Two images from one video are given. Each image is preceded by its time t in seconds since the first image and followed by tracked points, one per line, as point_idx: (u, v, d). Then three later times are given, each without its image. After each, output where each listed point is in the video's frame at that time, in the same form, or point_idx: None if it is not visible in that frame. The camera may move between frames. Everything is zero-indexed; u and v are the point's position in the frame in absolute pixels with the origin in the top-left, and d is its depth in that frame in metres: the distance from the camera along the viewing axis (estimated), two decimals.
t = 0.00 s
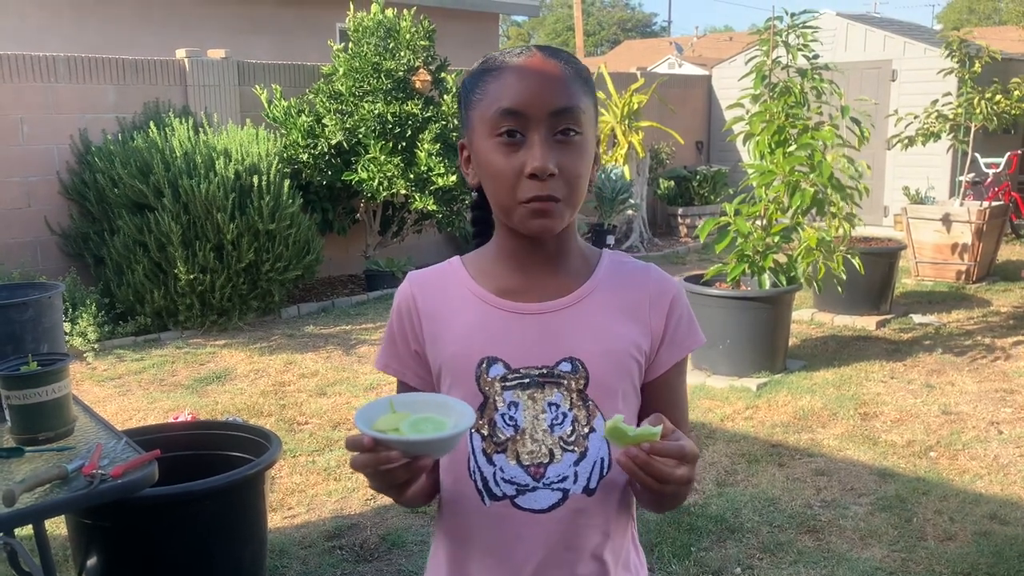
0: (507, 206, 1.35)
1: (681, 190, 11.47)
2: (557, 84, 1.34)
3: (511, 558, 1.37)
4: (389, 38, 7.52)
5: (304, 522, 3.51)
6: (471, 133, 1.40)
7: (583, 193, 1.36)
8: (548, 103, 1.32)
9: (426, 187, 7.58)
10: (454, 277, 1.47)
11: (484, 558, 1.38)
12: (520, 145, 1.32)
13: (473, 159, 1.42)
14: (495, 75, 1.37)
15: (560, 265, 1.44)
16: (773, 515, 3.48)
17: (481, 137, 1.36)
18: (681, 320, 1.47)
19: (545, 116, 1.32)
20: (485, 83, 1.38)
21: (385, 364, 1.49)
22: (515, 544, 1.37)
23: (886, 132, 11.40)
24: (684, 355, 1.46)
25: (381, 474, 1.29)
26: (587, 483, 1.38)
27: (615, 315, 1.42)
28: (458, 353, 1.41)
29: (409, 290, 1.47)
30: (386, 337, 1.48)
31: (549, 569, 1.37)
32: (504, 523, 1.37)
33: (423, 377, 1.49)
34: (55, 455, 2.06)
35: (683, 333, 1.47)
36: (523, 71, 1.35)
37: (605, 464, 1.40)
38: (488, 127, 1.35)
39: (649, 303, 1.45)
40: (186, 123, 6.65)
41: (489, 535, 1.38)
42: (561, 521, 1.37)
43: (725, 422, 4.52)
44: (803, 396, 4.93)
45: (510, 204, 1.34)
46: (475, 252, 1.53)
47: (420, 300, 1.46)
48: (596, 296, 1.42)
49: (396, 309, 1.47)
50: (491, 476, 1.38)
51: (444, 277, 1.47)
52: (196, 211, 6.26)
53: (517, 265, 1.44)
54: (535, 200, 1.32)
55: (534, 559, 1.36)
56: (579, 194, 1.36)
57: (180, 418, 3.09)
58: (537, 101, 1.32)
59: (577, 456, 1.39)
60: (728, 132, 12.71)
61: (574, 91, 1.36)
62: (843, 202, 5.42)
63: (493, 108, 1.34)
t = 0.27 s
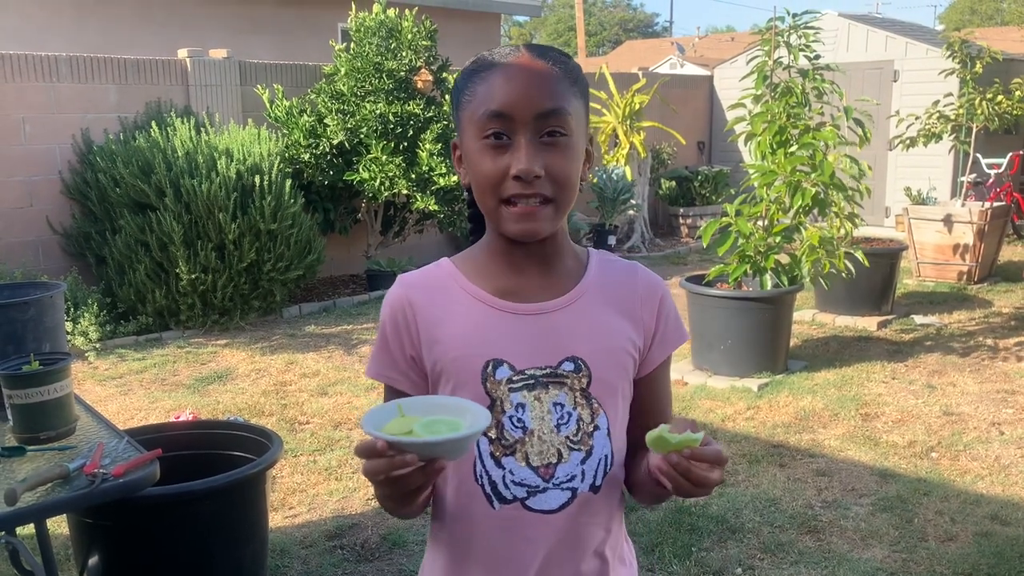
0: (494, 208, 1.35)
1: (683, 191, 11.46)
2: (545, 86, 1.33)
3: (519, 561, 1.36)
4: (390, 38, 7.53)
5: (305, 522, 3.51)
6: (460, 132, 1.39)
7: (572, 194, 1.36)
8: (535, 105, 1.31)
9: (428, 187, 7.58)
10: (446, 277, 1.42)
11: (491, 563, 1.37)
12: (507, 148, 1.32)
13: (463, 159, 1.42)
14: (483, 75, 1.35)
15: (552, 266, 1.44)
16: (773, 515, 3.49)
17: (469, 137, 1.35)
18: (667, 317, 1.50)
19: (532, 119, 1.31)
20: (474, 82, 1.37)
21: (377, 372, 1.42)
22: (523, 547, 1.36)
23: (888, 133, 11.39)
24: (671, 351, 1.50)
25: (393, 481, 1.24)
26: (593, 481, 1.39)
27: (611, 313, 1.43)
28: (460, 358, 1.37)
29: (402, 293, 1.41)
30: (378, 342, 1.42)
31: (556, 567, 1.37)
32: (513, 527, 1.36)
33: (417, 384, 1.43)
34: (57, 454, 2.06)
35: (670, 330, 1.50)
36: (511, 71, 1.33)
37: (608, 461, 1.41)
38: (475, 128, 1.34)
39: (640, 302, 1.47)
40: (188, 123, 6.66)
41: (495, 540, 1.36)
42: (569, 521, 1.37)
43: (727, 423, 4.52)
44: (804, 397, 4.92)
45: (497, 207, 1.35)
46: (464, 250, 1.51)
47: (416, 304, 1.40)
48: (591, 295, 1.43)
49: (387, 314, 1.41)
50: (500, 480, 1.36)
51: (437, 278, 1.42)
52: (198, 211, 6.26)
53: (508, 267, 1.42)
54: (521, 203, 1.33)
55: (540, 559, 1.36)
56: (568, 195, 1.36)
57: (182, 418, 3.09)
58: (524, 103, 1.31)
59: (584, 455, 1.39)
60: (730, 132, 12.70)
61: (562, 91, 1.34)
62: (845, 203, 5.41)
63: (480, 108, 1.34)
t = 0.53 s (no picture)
0: (490, 206, 1.33)
1: (684, 191, 11.46)
2: (541, 82, 1.32)
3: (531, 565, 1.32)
4: (392, 38, 7.53)
5: (305, 522, 3.51)
6: (453, 129, 1.37)
7: (568, 191, 1.36)
8: (532, 102, 1.30)
9: (429, 187, 7.58)
10: (445, 277, 1.34)
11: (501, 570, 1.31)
12: (504, 146, 1.30)
13: (456, 157, 1.39)
14: (477, 73, 1.33)
15: (546, 266, 1.43)
16: (774, 516, 3.49)
17: (463, 134, 1.33)
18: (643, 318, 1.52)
19: (529, 115, 1.30)
20: (468, 78, 1.34)
21: (373, 376, 1.30)
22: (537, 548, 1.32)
23: (889, 134, 11.38)
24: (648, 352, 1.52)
25: (406, 487, 1.12)
26: (598, 477, 1.40)
27: (604, 313, 1.44)
28: (469, 360, 1.30)
29: (402, 292, 1.31)
30: (375, 345, 1.30)
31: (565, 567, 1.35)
32: (525, 530, 1.32)
33: (415, 391, 1.32)
34: (59, 453, 2.06)
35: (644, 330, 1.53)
36: (506, 67, 1.32)
37: (608, 457, 1.43)
38: (470, 126, 1.32)
39: (625, 301, 1.49)
40: (190, 123, 6.66)
41: (506, 547, 1.31)
42: (579, 518, 1.36)
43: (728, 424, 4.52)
44: (805, 398, 4.92)
45: (493, 204, 1.33)
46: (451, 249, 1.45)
47: (420, 304, 1.31)
48: (584, 295, 1.43)
49: (385, 315, 1.30)
50: (516, 483, 1.32)
51: (434, 276, 1.34)
52: (200, 210, 6.27)
53: (504, 265, 1.38)
54: (518, 199, 1.31)
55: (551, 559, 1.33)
56: (564, 192, 1.36)
57: (183, 417, 3.10)
58: (521, 100, 1.30)
59: (589, 452, 1.39)
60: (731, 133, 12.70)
61: (556, 88, 1.34)
62: (846, 204, 5.40)
63: (475, 105, 1.31)
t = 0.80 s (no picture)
0: (491, 207, 1.26)
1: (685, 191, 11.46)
2: (536, 79, 1.27)
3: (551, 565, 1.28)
4: (393, 38, 7.53)
5: (305, 521, 3.51)
6: (447, 131, 1.30)
7: (568, 190, 1.30)
8: (530, 98, 1.25)
9: (429, 187, 7.58)
10: (451, 281, 1.26)
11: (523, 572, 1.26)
12: (504, 143, 1.24)
13: (450, 160, 1.32)
14: (470, 72, 1.28)
15: (543, 270, 1.37)
16: (774, 517, 3.48)
17: (459, 135, 1.27)
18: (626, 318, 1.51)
19: (529, 112, 1.24)
20: (462, 78, 1.29)
21: (385, 390, 1.19)
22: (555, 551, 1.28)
23: (890, 134, 11.37)
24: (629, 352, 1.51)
25: (463, 498, 1.01)
26: (606, 474, 1.38)
27: (599, 313, 1.41)
28: (486, 363, 1.23)
29: (412, 296, 1.21)
30: (388, 353, 1.19)
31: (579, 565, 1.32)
32: (547, 533, 1.27)
33: (427, 403, 1.22)
34: (58, 452, 2.06)
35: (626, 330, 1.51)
36: (501, 65, 1.27)
37: (612, 454, 1.41)
38: (467, 125, 1.25)
39: (613, 302, 1.47)
40: (190, 122, 6.66)
41: (528, 550, 1.26)
42: (593, 516, 1.34)
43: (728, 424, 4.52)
44: (805, 398, 4.92)
45: (494, 205, 1.25)
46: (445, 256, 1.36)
47: (433, 307, 1.22)
48: (581, 296, 1.39)
49: (397, 320, 1.19)
50: (536, 485, 1.27)
51: (443, 280, 1.26)
52: (200, 209, 6.26)
53: (505, 269, 1.32)
54: (521, 199, 1.25)
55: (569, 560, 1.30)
56: (564, 191, 1.30)
57: (183, 417, 3.09)
58: (519, 96, 1.24)
59: (598, 450, 1.37)
60: (732, 133, 12.69)
61: (551, 84, 1.29)
62: (847, 204, 5.40)
63: (471, 104, 1.25)
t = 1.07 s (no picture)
0: (498, 206, 1.23)
1: (685, 190, 11.46)
2: (537, 75, 1.26)
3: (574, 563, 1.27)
4: (393, 36, 7.52)
5: (305, 520, 3.51)
6: (448, 129, 1.27)
7: (570, 187, 1.29)
8: (534, 93, 1.23)
9: (429, 185, 7.58)
10: (465, 281, 1.23)
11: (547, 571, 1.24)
12: (510, 139, 1.22)
13: (450, 158, 1.29)
14: (471, 69, 1.26)
15: (542, 269, 1.37)
16: (774, 516, 3.48)
17: (462, 132, 1.24)
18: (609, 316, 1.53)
19: (532, 107, 1.23)
20: (463, 75, 1.27)
21: (407, 395, 1.13)
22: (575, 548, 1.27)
23: (891, 133, 11.36)
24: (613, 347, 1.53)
25: (535, 497, 0.95)
26: (615, 468, 1.39)
27: (595, 310, 1.42)
28: (506, 363, 1.21)
29: (431, 296, 1.17)
30: (412, 356, 1.13)
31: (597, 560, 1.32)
32: (568, 533, 1.27)
33: (448, 408, 1.17)
34: (57, 450, 2.06)
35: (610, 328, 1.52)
36: (501, 61, 1.25)
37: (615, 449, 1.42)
38: (471, 122, 1.23)
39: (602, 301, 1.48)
40: (190, 120, 6.66)
41: (552, 548, 1.25)
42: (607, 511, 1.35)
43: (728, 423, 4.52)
44: (805, 397, 4.92)
45: (500, 203, 1.23)
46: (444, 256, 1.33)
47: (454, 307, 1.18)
48: (578, 294, 1.40)
49: (419, 322, 1.14)
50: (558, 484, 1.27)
51: (457, 280, 1.22)
52: (199, 208, 6.26)
53: (509, 269, 1.30)
54: (529, 196, 1.23)
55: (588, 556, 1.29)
56: (567, 188, 1.28)
57: (182, 415, 3.09)
58: (523, 92, 1.23)
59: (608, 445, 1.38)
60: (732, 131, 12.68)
61: (551, 81, 1.28)
62: (847, 203, 5.40)
63: (474, 100, 1.23)
